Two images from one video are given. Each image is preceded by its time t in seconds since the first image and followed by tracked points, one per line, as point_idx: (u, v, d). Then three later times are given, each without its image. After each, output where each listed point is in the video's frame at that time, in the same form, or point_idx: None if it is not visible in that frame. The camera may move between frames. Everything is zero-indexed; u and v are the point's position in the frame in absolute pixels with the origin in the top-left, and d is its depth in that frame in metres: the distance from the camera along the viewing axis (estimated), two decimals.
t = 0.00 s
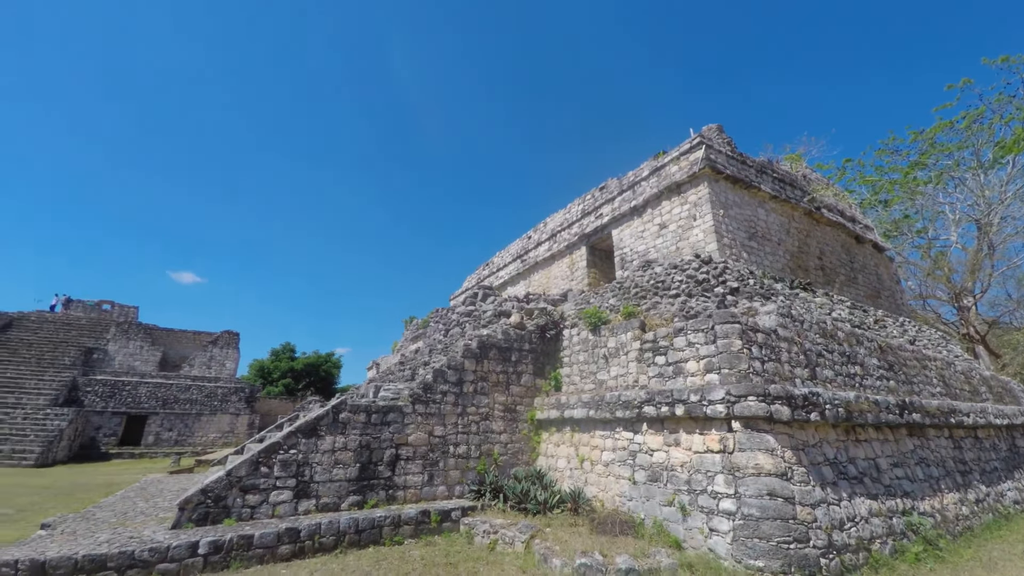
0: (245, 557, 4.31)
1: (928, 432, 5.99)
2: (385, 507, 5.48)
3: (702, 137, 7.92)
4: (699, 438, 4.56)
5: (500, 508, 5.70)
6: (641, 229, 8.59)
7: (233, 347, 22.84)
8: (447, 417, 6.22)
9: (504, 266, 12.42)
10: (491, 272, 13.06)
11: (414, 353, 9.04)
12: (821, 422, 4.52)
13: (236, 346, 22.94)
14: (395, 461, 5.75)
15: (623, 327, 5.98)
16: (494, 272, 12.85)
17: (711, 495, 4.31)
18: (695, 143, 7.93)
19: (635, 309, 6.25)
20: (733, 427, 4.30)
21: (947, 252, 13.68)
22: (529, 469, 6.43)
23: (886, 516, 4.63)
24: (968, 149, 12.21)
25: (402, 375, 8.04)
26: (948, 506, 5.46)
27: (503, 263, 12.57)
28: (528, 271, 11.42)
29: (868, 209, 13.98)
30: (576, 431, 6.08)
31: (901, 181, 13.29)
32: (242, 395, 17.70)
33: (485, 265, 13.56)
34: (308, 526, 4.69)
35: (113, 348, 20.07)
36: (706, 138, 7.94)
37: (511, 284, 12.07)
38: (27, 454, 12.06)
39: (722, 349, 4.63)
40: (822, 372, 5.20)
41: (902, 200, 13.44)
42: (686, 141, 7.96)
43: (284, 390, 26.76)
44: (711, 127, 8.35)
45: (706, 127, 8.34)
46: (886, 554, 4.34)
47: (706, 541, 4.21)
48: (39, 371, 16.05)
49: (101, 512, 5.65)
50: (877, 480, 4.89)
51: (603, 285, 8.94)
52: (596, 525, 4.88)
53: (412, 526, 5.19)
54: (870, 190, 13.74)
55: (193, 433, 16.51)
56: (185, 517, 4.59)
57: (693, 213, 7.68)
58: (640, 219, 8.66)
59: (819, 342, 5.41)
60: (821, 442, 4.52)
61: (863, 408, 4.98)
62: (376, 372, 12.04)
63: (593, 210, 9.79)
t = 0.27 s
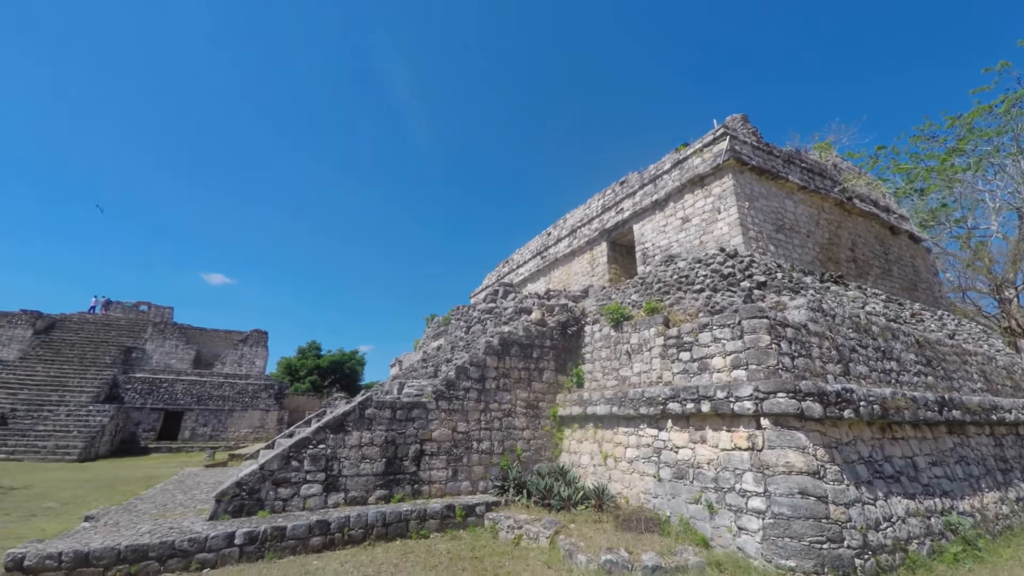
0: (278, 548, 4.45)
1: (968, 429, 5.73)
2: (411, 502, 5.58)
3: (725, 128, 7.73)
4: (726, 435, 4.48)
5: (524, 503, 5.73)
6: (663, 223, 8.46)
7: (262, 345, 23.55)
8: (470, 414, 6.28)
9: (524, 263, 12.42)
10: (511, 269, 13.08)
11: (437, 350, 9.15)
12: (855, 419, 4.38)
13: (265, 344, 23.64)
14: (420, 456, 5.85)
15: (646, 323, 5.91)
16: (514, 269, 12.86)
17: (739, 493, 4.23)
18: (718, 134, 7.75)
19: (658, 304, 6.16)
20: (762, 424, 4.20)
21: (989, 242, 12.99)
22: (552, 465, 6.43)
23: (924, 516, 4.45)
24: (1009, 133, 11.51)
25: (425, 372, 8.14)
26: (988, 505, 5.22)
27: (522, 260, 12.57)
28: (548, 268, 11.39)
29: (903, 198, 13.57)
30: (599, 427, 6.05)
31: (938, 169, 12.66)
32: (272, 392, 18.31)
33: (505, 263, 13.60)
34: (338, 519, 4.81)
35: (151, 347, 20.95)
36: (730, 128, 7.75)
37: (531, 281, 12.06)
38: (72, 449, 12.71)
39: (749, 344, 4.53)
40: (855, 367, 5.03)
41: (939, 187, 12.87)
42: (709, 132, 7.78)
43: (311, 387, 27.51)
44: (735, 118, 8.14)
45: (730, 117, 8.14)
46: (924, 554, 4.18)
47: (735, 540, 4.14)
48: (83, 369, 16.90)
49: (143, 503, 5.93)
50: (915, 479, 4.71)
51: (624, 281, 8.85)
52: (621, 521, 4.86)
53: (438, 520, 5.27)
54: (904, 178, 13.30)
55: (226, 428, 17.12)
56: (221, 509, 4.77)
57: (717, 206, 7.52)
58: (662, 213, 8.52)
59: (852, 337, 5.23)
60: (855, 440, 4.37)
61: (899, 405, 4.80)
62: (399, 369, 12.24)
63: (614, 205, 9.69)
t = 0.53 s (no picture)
0: (310, 540, 4.59)
1: (1013, 428, 5.45)
2: (437, 497, 5.66)
3: (751, 118, 7.52)
4: (755, 433, 4.38)
5: (548, 500, 5.74)
6: (686, 217, 8.31)
7: (290, 344, 24.19)
8: (493, 410, 6.32)
9: (544, 260, 12.40)
10: (531, 266, 13.07)
11: (459, 347, 9.24)
12: (892, 417, 4.22)
13: (292, 343, 24.27)
14: (444, 452, 5.92)
15: (671, 319, 5.82)
16: (534, 266, 12.84)
17: (770, 492, 4.13)
18: (744, 125, 7.55)
19: (682, 300, 6.06)
20: (794, 421, 4.09)
21: None
22: (575, 462, 6.43)
23: (965, 517, 4.26)
24: None
25: (448, 369, 8.23)
26: None
27: (543, 257, 12.54)
28: (568, 264, 11.34)
29: (943, 185, 12.99)
30: (623, 424, 6.01)
31: (977, 156, 11.92)
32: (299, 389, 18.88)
33: (525, 260, 13.59)
34: (366, 513, 4.92)
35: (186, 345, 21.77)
36: (756, 118, 7.54)
37: (551, 278, 12.04)
38: (113, 444, 13.35)
39: (779, 340, 4.41)
40: (892, 363, 4.84)
41: (978, 175, 12.12)
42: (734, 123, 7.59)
43: (336, 384, 28.19)
44: (761, 107, 7.92)
45: (755, 107, 7.92)
46: (964, 555, 4.00)
47: (765, 540, 4.05)
48: (123, 368, 17.71)
49: (181, 496, 6.20)
50: (955, 479, 4.51)
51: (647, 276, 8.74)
52: (646, 519, 4.82)
53: (463, 515, 5.33)
54: (943, 165, 12.69)
55: (257, 424, 17.67)
56: (256, 501, 4.95)
57: (743, 199, 7.33)
58: (686, 207, 8.37)
59: (888, 332, 5.03)
60: (892, 439, 4.21)
61: (939, 402, 4.60)
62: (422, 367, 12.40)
63: (635, 199, 9.56)
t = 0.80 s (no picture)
0: (340, 535, 4.70)
1: None
2: (462, 494, 5.72)
3: (778, 108, 7.30)
4: (787, 432, 4.26)
5: (573, 499, 5.74)
6: (710, 212, 8.14)
7: (317, 343, 24.83)
8: (517, 409, 6.34)
9: (565, 258, 12.35)
10: (551, 264, 13.04)
11: (481, 346, 9.30)
12: (933, 416, 4.04)
13: (318, 342, 24.90)
14: (469, 449, 5.98)
15: (696, 316, 5.71)
16: (555, 265, 12.80)
17: (804, 493, 4.01)
18: (770, 116, 7.33)
19: (708, 296, 5.94)
20: (828, 421, 3.97)
21: None
22: (600, 461, 6.39)
23: (1010, 519, 4.06)
24: None
25: (471, 368, 8.29)
26: None
27: (563, 255, 12.49)
28: (589, 262, 11.26)
29: (981, 174, 12.37)
30: (648, 423, 5.94)
31: (1020, 141, 11.40)
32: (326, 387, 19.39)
33: (545, 258, 13.56)
34: (394, 508, 5.01)
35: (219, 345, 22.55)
36: (783, 108, 7.31)
37: (572, 275, 11.98)
38: (152, 440, 13.96)
39: (810, 337, 4.29)
40: (932, 360, 4.63)
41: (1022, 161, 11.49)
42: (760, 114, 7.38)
43: (361, 382, 28.80)
44: (788, 97, 7.68)
45: (782, 97, 7.69)
46: (1007, 558, 3.80)
47: (800, 542, 3.94)
48: (160, 367, 18.49)
49: (217, 490, 6.44)
50: (1000, 480, 4.30)
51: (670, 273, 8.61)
52: (674, 519, 4.76)
53: (488, 513, 5.36)
54: (982, 152, 12.11)
55: (286, 421, 18.16)
56: (288, 496, 5.10)
57: (770, 192, 7.13)
58: (710, 201, 8.20)
59: (928, 327, 4.82)
60: (932, 438, 4.04)
61: (984, 400, 4.38)
62: (444, 365, 12.54)
63: (658, 195, 9.42)
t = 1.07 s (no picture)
0: (369, 531, 4.80)
1: None
2: (488, 492, 5.76)
3: (807, 99, 7.07)
4: (822, 433, 4.13)
5: (599, 499, 5.70)
6: (736, 207, 7.95)
7: (342, 343, 25.40)
8: (540, 408, 6.34)
9: (586, 256, 12.27)
10: (573, 263, 12.97)
11: (503, 345, 9.34)
12: (978, 416, 3.84)
13: (343, 342, 25.49)
14: (493, 449, 6.01)
15: (723, 314, 5.59)
16: (576, 263, 12.74)
17: (840, 496, 3.88)
18: (798, 107, 7.11)
19: (735, 294, 5.81)
20: (866, 421, 3.83)
21: None
22: (625, 461, 6.34)
23: None
24: None
25: (493, 367, 8.33)
26: None
27: (585, 254, 12.41)
28: (611, 260, 11.16)
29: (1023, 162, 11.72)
30: (674, 423, 5.85)
31: None
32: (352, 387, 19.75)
33: (566, 257, 13.51)
34: (421, 506, 5.08)
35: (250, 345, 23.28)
36: (812, 98, 7.08)
37: (594, 274, 11.89)
38: (189, 437, 14.54)
39: (846, 334, 4.14)
40: (976, 358, 4.41)
41: None
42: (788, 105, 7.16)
43: (386, 381, 29.30)
44: (817, 86, 7.43)
45: (811, 87, 7.45)
46: None
47: (836, 546, 3.81)
48: (195, 367, 19.23)
49: (251, 486, 6.67)
50: None
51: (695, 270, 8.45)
52: (703, 521, 4.68)
53: (514, 511, 5.38)
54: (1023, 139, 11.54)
55: (314, 420, 18.71)
56: (319, 493, 5.23)
57: (800, 185, 6.92)
58: (736, 196, 8.01)
59: (972, 324, 4.59)
60: (977, 439, 3.84)
61: None
62: (467, 365, 12.65)
63: (681, 191, 9.25)
